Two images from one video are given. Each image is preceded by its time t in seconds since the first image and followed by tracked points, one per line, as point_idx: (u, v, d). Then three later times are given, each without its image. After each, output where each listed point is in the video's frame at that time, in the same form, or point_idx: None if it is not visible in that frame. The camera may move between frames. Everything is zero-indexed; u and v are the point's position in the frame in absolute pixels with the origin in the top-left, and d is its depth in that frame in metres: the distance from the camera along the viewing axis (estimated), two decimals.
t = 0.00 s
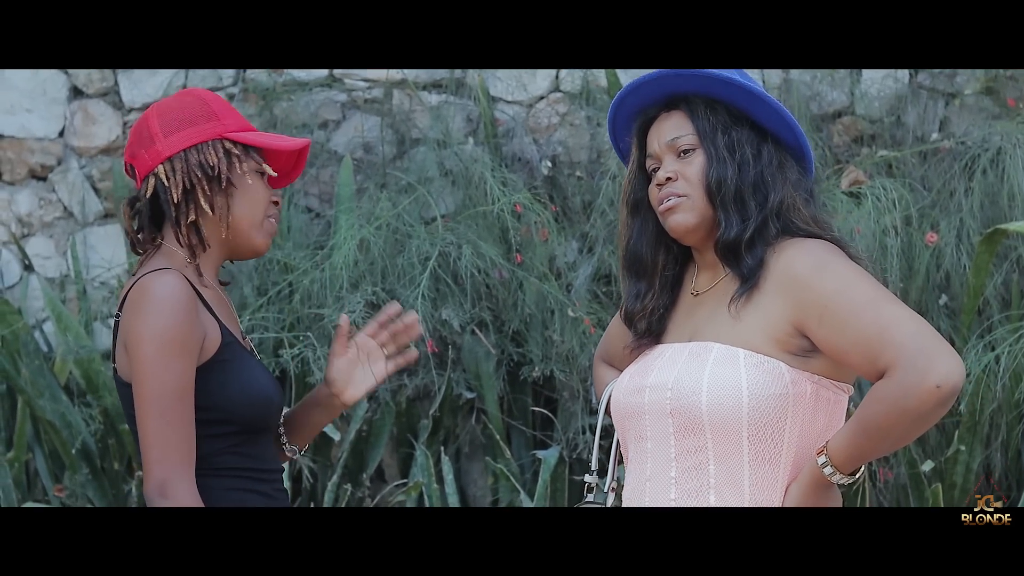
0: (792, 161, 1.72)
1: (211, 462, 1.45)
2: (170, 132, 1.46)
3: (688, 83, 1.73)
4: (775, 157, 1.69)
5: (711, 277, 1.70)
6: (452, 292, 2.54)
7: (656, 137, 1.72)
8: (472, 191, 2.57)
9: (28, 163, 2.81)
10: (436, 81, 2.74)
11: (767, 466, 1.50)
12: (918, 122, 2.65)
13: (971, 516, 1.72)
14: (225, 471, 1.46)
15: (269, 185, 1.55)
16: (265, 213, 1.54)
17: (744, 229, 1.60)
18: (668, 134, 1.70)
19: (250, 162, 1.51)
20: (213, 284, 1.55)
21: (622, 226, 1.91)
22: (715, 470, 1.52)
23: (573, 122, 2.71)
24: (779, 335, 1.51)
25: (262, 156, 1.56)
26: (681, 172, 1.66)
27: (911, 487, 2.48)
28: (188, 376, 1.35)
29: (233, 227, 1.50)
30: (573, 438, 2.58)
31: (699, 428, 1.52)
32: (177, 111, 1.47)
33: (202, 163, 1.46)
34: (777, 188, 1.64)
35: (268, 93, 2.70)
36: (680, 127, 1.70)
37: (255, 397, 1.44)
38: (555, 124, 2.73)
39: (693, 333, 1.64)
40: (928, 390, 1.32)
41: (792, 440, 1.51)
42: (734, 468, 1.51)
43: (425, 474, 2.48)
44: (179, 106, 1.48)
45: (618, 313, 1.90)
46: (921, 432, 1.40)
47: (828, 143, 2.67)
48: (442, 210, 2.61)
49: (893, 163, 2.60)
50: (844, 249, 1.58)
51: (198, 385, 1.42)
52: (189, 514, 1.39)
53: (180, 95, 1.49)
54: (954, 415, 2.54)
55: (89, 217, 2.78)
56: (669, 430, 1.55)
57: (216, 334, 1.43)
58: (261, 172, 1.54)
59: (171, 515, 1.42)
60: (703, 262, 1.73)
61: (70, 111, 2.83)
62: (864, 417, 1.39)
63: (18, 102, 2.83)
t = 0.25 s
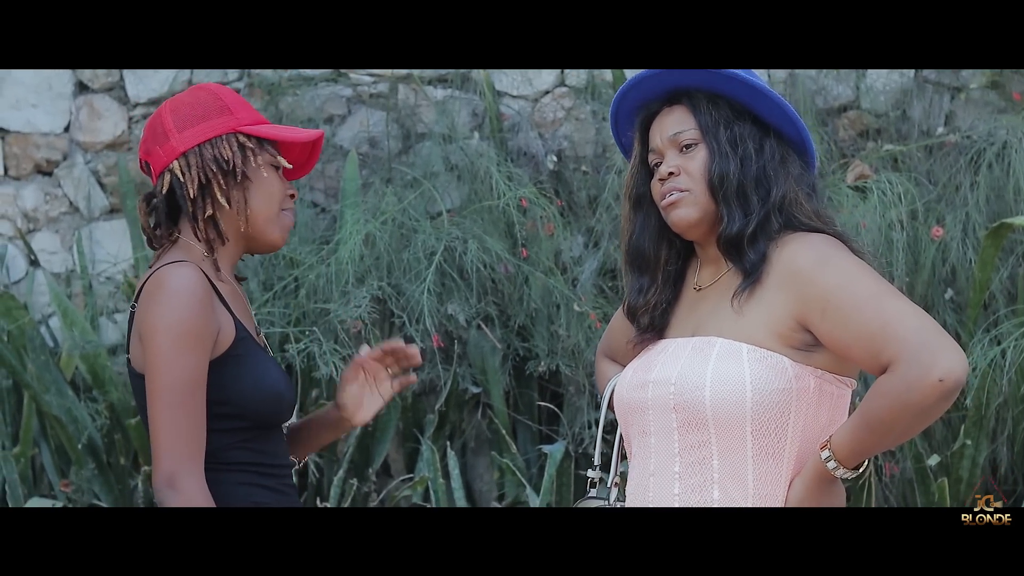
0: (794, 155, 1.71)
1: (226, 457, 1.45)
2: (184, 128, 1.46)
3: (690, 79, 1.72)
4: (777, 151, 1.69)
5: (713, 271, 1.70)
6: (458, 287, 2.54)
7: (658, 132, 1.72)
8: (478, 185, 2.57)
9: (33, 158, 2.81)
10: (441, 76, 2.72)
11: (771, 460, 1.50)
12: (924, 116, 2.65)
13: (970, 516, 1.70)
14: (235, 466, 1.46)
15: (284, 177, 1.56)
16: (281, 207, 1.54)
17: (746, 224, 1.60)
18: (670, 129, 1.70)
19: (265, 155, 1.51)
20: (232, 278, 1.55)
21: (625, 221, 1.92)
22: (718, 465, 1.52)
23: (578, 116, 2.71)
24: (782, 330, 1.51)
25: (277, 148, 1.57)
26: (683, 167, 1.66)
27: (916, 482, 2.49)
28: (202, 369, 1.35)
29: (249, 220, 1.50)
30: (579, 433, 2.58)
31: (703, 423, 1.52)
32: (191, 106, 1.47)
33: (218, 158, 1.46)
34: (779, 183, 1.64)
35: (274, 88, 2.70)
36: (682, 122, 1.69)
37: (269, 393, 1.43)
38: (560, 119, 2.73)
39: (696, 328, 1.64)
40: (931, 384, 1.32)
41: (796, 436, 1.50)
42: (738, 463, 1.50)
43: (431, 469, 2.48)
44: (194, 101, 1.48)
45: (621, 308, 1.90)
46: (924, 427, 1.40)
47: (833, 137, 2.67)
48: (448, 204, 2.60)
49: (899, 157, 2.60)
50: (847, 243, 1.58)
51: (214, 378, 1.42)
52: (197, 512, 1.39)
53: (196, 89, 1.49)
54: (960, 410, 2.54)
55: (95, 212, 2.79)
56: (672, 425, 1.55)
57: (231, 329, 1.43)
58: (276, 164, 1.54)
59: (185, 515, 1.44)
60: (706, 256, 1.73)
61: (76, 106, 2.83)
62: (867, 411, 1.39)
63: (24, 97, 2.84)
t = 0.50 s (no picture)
0: (794, 158, 1.71)
1: (227, 459, 1.46)
2: (188, 129, 1.46)
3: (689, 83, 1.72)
4: (776, 154, 1.69)
5: (714, 274, 1.71)
6: (460, 289, 2.54)
7: (657, 135, 1.72)
8: (480, 188, 2.57)
9: (35, 160, 2.82)
10: (443, 77, 2.73)
11: (771, 464, 1.50)
12: (927, 119, 2.65)
13: (971, 516, 1.67)
14: (237, 468, 1.46)
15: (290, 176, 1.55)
16: (288, 205, 1.54)
17: (746, 227, 1.60)
18: (670, 133, 1.70)
19: (270, 153, 1.51)
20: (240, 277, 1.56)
21: (625, 223, 1.92)
22: (719, 468, 1.52)
23: (581, 118, 2.71)
24: (782, 333, 1.51)
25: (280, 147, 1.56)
26: (682, 170, 1.66)
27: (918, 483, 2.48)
28: (208, 371, 1.35)
29: (256, 219, 1.50)
30: (581, 435, 2.58)
31: (703, 426, 1.52)
32: (195, 107, 1.47)
33: (223, 156, 1.46)
34: (778, 186, 1.64)
35: (276, 90, 2.70)
36: (681, 125, 1.69)
37: (272, 397, 1.43)
38: (562, 121, 2.73)
39: (696, 332, 1.64)
40: (932, 386, 1.32)
41: (796, 439, 1.50)
42: (739, 466, 1.51)
43: (433, 471, 2.48)
44: (197, 103, 1.48)
45: (621, 311, 1.90)
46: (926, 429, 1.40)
47: (836, 140, 2.67)
48: (450, 207, 2.60)
49: (901, 160, 2.60)
50: (847, 246, 1.58)
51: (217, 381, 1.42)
52: (202, 516, 1.39)
53: (199, 90, 1.49)
54: (962, 412, 2.54)
55: (97, 213, 2.79)
56: (673, 428, 1.55)
57: (235, 331, 1.43)
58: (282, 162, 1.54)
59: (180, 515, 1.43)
60: (705, 259, 1.73)
61: (78, 108, 2.84)
62: (868, 413, 1.39)
63: (26, 99, 2.84)
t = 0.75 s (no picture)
0: (793, 156, 1.71)
1: (222, 456, 1.45)
2: (192, 124, 1.46)
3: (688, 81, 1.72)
4: (775, 152, 1.69)
5: (713, 272, 1.71)
6: (460, 287, 2.54)
7: (657, 133, 1.72)
8: (481, 185, 2.57)
9: (36, 156, 2.82)
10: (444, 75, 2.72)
11: (770, 461, 1.50)
12: (927, 117, 2.65)
13: (970, 515, 1.70)
14: (233, 465, 1.46)
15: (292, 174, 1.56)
16: (290, 203, 1.54)
17: (746, 225, 1.60)
18: (669, 130, 1.70)
19: (273, 151, 1.52)
20: (240, 277, 1.54)
21: (624, 221, 1.92)
22: (718, 466, 1.52)
23: (581, 116, 2.72)
24: (782, 331, 1.51)
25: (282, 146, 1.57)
26: (682, 168, 1.66)
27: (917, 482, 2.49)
28: (203, 367, 1.35)
29: (259, 216, 1.50)
30: (580, 432, 2.58)
31: (702, 423, 1.52)
32: (198, 103, 1.47)
33: (227, 152, 1.46)
34: (778, 184, 1.64)
35: (277, 87, 2.70)
36: (681, 123, 1.69)
37: (271, 394, 1.44)
38: (563, 118, 2.73)
39: (695, 329, 1.64)
40: (931, 384, 1.32)
41: (795, 437, 1.50)
42: (738, 464, 1.50)
43: (433, 468, 2.48)
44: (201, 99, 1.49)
45: (620, 309, 1.90)
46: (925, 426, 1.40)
47: (836, 138, 2.67)
48: (450, 204, 2.60)
49: (901, 158, 2.60)
50: (846, 244, 1.58)
51: (216, 378, 1.42)
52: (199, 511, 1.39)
53: (203, 87, 1.49)
54: (961, 411, 2.53)
55: (97, 209, 2.78)
56: (672, 425, 1.54)
57: (234, 327, 1.43)
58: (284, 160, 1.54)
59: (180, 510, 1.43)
60: (704, 257, 1.73)
61: (79, 104, 2.84)
62: (867, 411, 1.39)
63: (27, 95, 2.84)
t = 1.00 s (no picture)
0: (788, 160, 1.71)
1: (217, 460, 1.46)
2: (185, 127, 1.46)
3: (683, 85, 1.72)
4: (771, 157, 1.69)
5: (708, 276, 1.71)
6: (455, 289, 2.54)
7: (653, 137, 1.72)
8: (476, 188, 2.57)
9: (31, 158, 2.82)
10: (440, 78, 2.74)
11: (766, 466, 1.50)
12: (923, 121, 2.65)
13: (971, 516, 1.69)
14: (227, 468, 1.47)
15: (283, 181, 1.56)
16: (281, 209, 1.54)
17: (741, 228, 1.60)
18: (665, 134, 1.70)
19: (265, 155, 1.51)
20: (230, 280, 1.54)
21: (619, 225, 1.92)
22: (714, 470, 1.52)
23: (577, 119, 2.72)
24: (777, 335, 1.51)
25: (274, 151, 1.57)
26: (677, 172, 1.66)
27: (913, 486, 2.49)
28: (203, 370, 1.35)
29: (249, 221, 1.50)
30: (575, 436, 2.58)
31: (698, 428, 1.52)
32: (191, 105, 1.47)
33: (220, 156, 1.46)
34: (773, 189, 1.64)
35: (273, 90, 2.70)
36: (677, 126, 1.70)
37: (264, 396, 1.45)
38: (558, 122, 2.73)
39: (690, 334, 1.64)
40: (926, 388, 1.32)
41: (790, 441, 1.50)
42: (733, 468, 1.51)
43: (428, 471, 2.48)
44: (195, 101, 1.48)
45: (615, 313, 1.90)
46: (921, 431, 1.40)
47: (832, 142, 2.68)
48: (445, 207, 2.60)
49: (897, 162, 2.61)
50: (841, 248, 1.58)
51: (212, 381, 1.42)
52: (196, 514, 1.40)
53: (197, 89, 1.49)
54: (957, 415, 2.53)
55: (93, 211, 2.78)
56: (668, 430, 1.55)
57: (231, 331, 1.43)
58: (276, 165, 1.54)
59: (178, 512, 1.44)
60: (700, 261, 1.73)
61: (74, 106, 2.84)
62: (863, 415, 1.39)
63: (23, 97, 2.84)
